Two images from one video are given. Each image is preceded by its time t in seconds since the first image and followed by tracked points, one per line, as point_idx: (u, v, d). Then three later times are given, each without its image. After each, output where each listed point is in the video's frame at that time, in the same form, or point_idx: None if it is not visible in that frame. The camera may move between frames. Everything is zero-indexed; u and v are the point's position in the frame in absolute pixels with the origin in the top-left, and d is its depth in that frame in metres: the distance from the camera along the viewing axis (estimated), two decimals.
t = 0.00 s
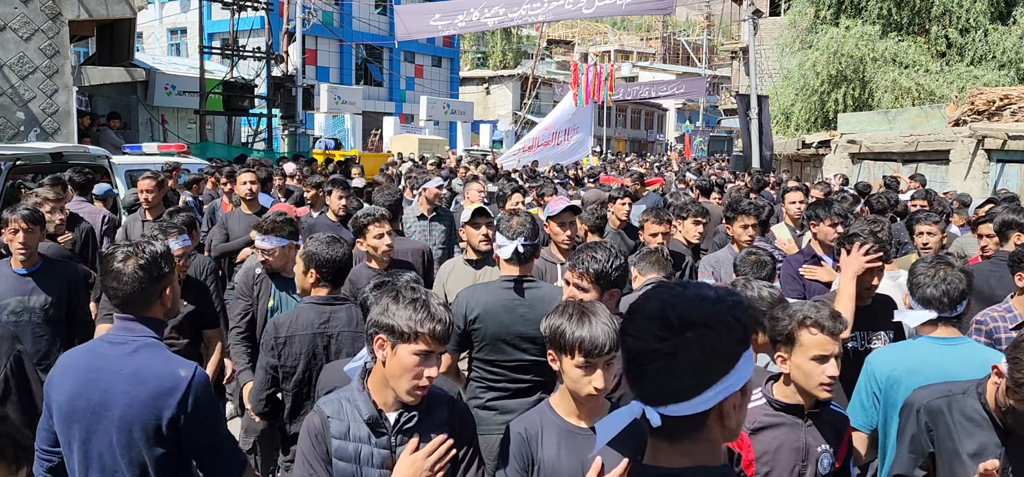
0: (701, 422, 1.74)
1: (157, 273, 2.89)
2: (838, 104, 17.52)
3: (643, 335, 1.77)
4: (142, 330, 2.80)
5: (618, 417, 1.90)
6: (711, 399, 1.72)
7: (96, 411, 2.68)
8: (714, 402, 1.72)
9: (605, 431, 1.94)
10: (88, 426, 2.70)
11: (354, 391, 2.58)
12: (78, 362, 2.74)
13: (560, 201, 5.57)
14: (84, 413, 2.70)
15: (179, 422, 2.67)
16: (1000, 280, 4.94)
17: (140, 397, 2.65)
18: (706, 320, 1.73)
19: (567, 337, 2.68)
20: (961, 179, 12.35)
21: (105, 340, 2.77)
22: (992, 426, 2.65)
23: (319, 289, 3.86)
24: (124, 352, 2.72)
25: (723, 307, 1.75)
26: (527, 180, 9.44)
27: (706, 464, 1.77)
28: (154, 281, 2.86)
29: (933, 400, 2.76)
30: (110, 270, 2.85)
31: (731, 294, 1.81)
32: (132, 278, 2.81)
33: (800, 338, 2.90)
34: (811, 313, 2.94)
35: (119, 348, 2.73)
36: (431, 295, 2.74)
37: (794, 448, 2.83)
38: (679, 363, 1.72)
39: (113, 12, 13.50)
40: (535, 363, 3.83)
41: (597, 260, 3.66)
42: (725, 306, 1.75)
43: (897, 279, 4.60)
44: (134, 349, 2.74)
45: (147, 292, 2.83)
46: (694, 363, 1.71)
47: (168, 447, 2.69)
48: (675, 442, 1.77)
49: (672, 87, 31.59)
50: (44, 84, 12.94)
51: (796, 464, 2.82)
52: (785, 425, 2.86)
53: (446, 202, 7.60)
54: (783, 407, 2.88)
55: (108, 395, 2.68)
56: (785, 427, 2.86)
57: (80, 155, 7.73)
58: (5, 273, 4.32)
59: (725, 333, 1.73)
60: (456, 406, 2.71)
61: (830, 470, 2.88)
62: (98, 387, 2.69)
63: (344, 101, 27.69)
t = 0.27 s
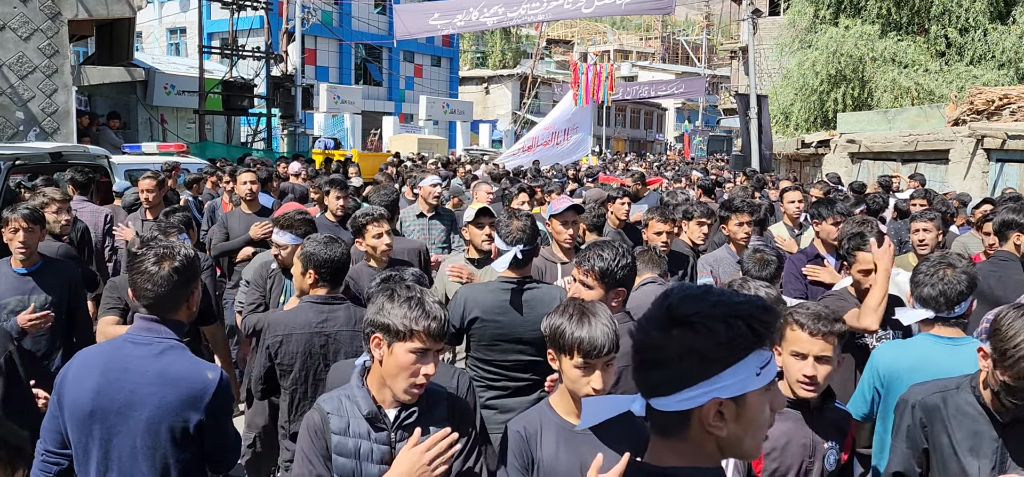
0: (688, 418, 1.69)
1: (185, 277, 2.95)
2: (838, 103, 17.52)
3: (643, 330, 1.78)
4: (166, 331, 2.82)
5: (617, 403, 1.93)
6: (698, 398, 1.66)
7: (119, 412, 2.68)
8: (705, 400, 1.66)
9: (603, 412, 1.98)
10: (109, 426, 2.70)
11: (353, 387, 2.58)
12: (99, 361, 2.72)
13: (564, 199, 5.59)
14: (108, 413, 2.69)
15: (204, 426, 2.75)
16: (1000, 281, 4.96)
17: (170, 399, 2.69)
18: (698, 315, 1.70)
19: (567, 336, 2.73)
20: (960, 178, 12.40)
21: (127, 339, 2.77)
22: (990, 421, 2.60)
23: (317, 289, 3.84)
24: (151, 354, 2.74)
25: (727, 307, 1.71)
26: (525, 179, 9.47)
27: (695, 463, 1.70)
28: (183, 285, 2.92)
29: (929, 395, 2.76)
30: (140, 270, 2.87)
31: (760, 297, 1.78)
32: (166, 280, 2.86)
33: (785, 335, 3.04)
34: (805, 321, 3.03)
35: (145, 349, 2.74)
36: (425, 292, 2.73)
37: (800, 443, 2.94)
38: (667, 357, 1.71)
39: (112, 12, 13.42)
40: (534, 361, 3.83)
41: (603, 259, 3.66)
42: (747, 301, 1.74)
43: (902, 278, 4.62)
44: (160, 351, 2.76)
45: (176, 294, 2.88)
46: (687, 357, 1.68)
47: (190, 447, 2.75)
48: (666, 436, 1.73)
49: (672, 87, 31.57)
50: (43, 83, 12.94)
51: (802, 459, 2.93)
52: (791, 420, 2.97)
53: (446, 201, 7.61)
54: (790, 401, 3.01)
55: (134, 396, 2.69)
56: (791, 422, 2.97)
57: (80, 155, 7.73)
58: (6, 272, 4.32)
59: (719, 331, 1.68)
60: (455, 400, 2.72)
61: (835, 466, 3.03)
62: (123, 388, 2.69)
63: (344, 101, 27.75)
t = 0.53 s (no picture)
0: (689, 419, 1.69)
1: (194, 278, 2.96)
2: (838, 102, 17.50)
3: (651, 328, 1.77)
4: (173, 333, 2.82)
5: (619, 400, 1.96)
6: (702, 400, 1.66)
7: (123, 413, 2.68)
8: (709, 403, 1.66)
9: (604, 407, 2.00)
10: (113, 428, 2.69)
11: (352, 385, 2.58)
12: (106, 361, 2.73)
13: (568, 199, 5.63)
14: (111, 412, 2.68)
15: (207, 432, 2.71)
16: (999, 280, 4.96)
17: (173, 402, 2.67)
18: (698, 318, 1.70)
19: (564, 335, 2.75)
20: (960, 177, 12.41)
21: (134, 340, 2.77)
22: (984, 414, 2.61)
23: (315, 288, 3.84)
24: (157, 355, 2.73)
25: (733, 309, 1.69)
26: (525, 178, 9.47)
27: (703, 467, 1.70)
28: (191, 284, 2.92)
29: (920, 393, 2.77)
30: (148, 269, 2.88)
31: (769, 299, 1.76)
32: (173, 278, 2.86)
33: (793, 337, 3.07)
34: (811, 323, 3.05)
35: (151, 350, 2.74)
36: (417, 292, 2.74)
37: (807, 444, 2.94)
38: (669, 358, 1.71)
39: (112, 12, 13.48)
40: (532, 362, 3.83)
41: (604, 258, 3.66)
42: (754, 303, 1.72)
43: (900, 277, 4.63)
44: (166, 352, 2.75)
45: (184, 293, 2.88)
46: (688, 358, 1.68)
47: (194, 453, 2.71)
48: (668, 435, 1.74)
49: (671, 86, 31.54)
50: (43, 83, 12.94)
51: (808, 459, 2.93)
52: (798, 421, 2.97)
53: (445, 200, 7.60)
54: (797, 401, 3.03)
55: (139, 397, 2.68)
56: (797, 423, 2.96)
57: (79, 154, 7.74)
58: (6, 272, 4.33)
59: (724, 334, 1.67)
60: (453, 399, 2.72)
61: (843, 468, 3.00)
62: (128, 389, 2.69)
63: (343, 100, 27.76)
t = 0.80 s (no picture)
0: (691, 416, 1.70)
1: (181, 278, 2.93)
2: (837, 102, 17.49)
3: (659, 326, 1.79)
4: (156, 334, 2.80)
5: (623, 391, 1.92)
6: (703, 397, 1.67)
7: (102, 413, 2.69)
8: (710, 401, 1.67)
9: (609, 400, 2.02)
10: (94, 427, 2.71)
11: (348, 386, 2.58)
12: (91, 362, 2.76)
13: (570, 199, 5.64)
14: (90, 414, 2.71)
15: (179, 435, 2.65)
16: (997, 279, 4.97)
17: (145, 404, 2.64)
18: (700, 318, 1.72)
19: (567, 333, 2.73)
20: (959, 176, 12.42)
21: (120, 340, 2.79)
22: (971, 408, 2.64)
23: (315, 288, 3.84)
24: (136, 356, 2.73)
25: (747, 314, 1.71)
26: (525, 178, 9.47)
27: (700, 462, 1.69)
28: (178, 285, 2.90)
29: (905, 391, 2.78)
30: (133, 270, 2.88)
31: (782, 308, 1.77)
32: (158, 279, 2.84)
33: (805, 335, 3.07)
34: (824, 324, 3.04)
35: (132, 351, 2.74)
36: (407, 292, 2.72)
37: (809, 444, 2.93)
38: (674, 354, 1.72)
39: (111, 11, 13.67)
40: (531, 362, 3.84)
41: (603, 258, 3.66)
42: (768, 309, 1.73)
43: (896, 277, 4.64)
44: (146, 353, 2.74)
45: (169, 295, 2.86)
46: (694, 356, 1.69)
47: (168, 457, 2.66)
48: (668, 431, 1.74)
49: (670, 86, 31.53)
50: (42, 82, 12.93)
51: (811, 459, 2.93)
52: (803, 422, 2.95)
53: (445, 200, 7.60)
54: (805, 401, 3.00)
55: (115, 398, 2.68)
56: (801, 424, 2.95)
57: (78, 154, 7.74)
58: (7, 271, 4.30)
59: (733, 335, 1.68)
60: (450, 400, 2.72)
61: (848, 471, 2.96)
62: (106, 390, 2.70)
63: (342, 100, 27.76)
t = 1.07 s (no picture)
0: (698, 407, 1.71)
1: (152, 270, 2.91)
2: (836, 101, 17.49)
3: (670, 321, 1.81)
4: (128, 329, 2.81)
5: (633, 383, 1.88)
6: (702, 389, 1.69)
7: (77, 409, 2.72)
8: (708, 392, 1.69)
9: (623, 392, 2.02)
10: (71, 424, 2.74)
11: (344, 385, 2.59)
12: (66, 358, 2.79)
13: (570, 199, 5.64)
14: (68, 410, 2.73)
15: (145, 428, 2.64)
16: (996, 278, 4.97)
17: (114, 398, 2.65)
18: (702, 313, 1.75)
19: (571, 332, 2.71)
20: (958, 175, 12.43)
21: (95, 337, 2.81)
22: (962, 408, 2.65)
23: (317, 287, 3.85)
24: (107, 351, 2.75)
25: (754, 311, 1.71)
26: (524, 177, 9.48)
27: (700, 452, 1.70)
28: (149, 277, 2.88)
29: (896, 390, 2.77)
30: (103, 266, 2.87)
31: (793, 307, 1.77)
32: (128, 272, 2.83)
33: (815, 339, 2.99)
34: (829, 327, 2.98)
35: (104, 347, 2.76)
36: (399, 291, 2.72)
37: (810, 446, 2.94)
38: (680, 346, 1.75)
39: (110, 11, 13.72)
40: (530, 362, 3.85)
41: (601, 257, 3.67)
42: (779, 309, 1.72)
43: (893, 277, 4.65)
44: (118, 348, 2.76)
45: (140, 288, 2.85)
46: (697, 347, 1.71)
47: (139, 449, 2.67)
48: (679, 423, 1.75)
49: (670, 85, 31.52)
50: (42, 82, 12.93)
51: (808, 461, 2.93)
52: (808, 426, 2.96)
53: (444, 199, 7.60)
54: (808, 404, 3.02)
55: (87, 393, 2.70)
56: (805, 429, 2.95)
57: (78, 153, 7.75)
58: (7, 271, 4.32)
59: (733, 329, 1.69)
60: (447, 399, 2.72)
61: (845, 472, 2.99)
62: (79, 385, 2.71)
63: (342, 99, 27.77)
